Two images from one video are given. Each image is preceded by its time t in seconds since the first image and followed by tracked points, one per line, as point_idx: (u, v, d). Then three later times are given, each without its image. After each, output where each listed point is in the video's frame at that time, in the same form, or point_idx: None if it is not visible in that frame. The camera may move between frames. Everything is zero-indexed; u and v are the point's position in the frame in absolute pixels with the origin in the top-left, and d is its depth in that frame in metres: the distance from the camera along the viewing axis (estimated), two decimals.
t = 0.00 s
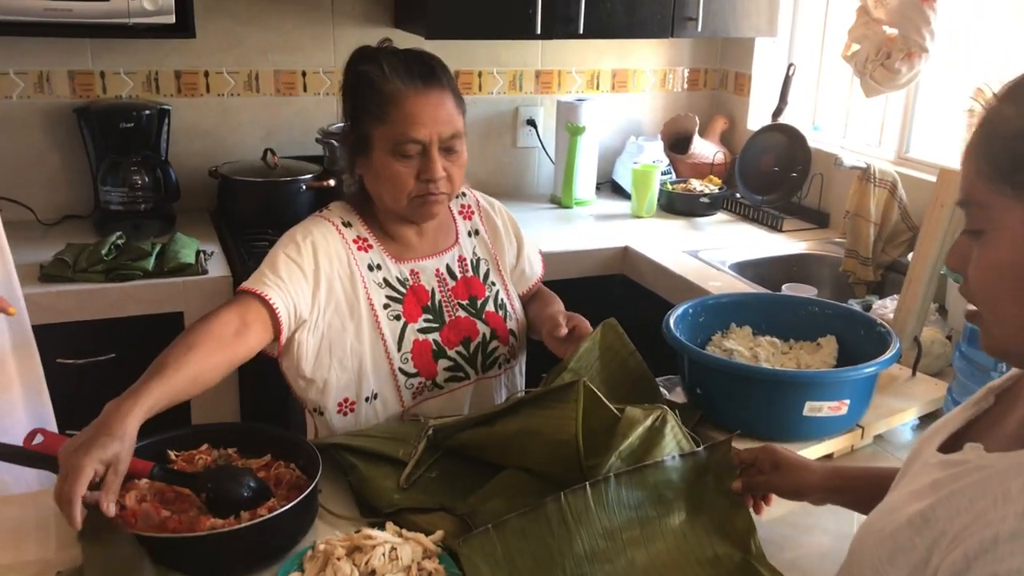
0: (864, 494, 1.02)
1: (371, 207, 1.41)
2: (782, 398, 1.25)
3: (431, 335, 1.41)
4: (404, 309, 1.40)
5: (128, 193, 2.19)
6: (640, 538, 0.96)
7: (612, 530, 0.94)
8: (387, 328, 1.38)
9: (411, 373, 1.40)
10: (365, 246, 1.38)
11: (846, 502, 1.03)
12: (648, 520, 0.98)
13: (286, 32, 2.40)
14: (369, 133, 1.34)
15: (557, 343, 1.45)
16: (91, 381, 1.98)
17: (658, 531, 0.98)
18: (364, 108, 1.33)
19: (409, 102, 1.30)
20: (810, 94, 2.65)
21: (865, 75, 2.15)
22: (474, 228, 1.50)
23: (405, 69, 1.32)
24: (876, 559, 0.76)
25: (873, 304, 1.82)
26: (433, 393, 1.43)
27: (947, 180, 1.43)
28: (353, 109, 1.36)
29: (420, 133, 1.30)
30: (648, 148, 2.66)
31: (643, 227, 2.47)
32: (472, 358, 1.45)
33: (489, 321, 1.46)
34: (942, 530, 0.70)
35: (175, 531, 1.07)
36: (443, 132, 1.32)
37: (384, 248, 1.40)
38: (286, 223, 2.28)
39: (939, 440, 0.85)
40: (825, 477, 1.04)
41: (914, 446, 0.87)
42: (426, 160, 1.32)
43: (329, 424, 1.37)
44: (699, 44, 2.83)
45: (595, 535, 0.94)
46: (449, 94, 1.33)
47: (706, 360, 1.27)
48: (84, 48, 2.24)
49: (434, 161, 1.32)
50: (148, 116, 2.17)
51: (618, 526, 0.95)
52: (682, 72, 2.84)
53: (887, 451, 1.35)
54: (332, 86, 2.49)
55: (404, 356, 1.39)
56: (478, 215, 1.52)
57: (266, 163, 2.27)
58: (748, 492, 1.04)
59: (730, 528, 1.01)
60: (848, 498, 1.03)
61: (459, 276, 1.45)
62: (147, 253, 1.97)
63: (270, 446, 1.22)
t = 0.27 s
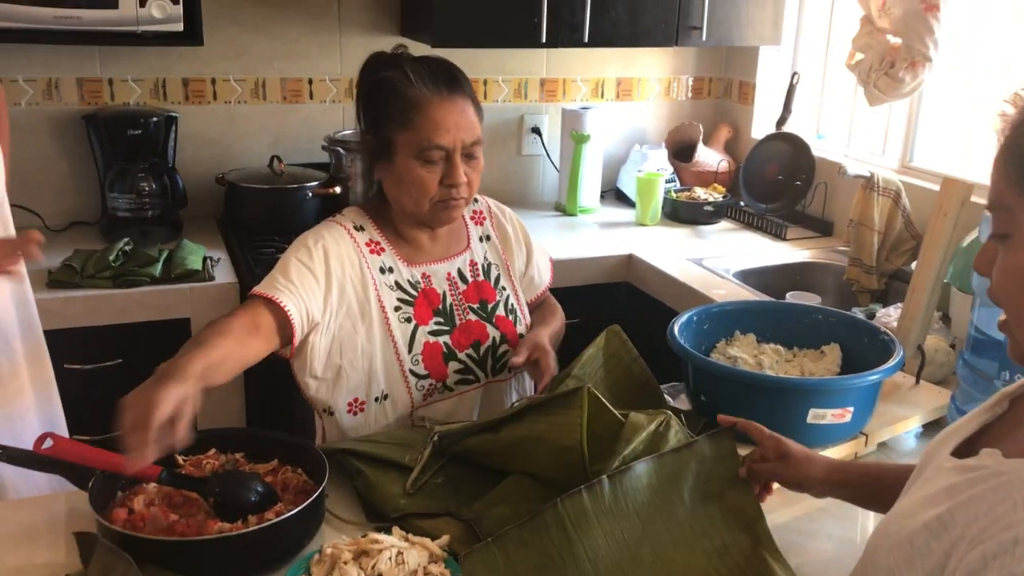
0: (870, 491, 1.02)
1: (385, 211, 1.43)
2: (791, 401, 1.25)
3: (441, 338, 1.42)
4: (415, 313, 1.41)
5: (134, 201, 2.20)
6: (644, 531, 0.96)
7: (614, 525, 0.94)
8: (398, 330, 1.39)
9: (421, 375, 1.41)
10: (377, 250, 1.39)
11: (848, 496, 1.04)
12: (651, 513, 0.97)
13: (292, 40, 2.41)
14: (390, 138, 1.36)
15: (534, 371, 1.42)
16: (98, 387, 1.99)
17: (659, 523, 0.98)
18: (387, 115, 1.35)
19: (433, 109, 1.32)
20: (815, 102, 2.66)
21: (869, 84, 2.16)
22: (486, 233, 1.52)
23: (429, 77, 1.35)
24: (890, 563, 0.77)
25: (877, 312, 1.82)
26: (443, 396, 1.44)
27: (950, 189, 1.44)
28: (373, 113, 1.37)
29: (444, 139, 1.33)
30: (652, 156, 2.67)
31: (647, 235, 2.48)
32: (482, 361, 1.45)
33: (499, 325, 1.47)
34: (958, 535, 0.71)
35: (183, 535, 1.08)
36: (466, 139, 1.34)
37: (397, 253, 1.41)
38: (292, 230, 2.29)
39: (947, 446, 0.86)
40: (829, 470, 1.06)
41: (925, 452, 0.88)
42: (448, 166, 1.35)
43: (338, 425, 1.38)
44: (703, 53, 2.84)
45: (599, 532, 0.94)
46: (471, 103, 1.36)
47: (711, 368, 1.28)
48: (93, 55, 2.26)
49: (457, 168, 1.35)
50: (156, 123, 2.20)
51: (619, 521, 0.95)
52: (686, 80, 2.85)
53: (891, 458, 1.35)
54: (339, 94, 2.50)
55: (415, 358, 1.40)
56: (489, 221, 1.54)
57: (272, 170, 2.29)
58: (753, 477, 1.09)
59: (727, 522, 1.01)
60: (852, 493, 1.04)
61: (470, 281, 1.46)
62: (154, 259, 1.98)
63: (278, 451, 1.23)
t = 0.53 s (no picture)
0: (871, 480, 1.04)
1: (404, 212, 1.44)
2: (802, 402, 1.25)
3: (454, 336, 1.43)
4: (429, 311, 1.42)
5: (144, 203, 2.25)
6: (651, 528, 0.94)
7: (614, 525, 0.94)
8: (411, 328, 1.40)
9: (433, 372, 1.42)
10: (394, 250, 1.41)
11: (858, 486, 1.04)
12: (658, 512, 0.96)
13: (300, 45, 2.43)
14: (408, 139, 1.37)
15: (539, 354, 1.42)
16: (106, 387, 2.00)
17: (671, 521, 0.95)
18: (405, 117, 1.37)
19: (450, 109, 1.34)
20: (821, 106, 2.66)
21: (876, 89, 2.16)
22: (504, 236, 1.52)
23: (445, 79, 1.36)
24: (905, 563, 0.77)
25: (884, 316, 1.82)
26: (455, 394, 1.44)
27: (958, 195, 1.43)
28: (391, 116, 1.39)
29: (460, 138, 1.34)
30: (659, 160, 2.68)
31: (653, 238, 2.49)
32: (494, 361, 1.46)
33: (512, 326, 1.48)
34: (975, 537, 0.71)
35: (192, 533, 1.08)
36: (481, 137, 1.35)
37: (415, 253, 1.42)
38: (299, 233, 2.30)
39: (962, 450, 0.86)
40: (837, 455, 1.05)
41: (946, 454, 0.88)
42: (464, 164, 1.35)
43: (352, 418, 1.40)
44: (710, 58, 2.85)
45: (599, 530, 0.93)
46: (486, 105, 1.38)
47: (721, 369, 1.28)
48: (103, 59, 2.27)
49: (473, 166, 1.35)
50: (165, 127, 2.19)
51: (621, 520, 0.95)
52: (693, 86, 2.86)
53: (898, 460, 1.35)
54: (346, 98, 2.51)
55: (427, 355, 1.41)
56: (509, 224, 1.53)
57: (281, 173, 2.30)
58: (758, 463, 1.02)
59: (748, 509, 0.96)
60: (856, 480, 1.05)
61: (485, 281, 1.46)
62: (163, 260, 1.99)
63: (286, 451, 1.23)
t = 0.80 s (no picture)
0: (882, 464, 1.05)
1: (445, 201, 1.43)
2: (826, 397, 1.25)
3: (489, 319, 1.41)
4: (470, 293, 1.41)
5: (153, 203, 2.24)
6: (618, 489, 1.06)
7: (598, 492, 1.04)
8: (452, 308, 1.39)
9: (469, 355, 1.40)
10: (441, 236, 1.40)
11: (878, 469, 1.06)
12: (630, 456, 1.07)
13: (309, 45, 2.43)
14: (445, 128, 1.37)
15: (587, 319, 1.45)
16: (115, 387, 2.00)
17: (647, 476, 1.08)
18: (442, 106, 1.37)
19: (482, 95, 1.33)
20: (829, 106, 2.66)
21: (884, 89, 2.16)
22: (542, 228, 1.50)
23: (477, 68, 1.36)
24: (917, 564, 0.77)
25: (892, 316, 1.82)
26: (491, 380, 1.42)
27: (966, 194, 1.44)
28: (430, 108, 1.40)
29: (492, 124, 1.33)
30: (666, 160, 2.68)
31: (661, 238, 2.49)
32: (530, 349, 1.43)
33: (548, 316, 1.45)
34: (988, 539, 0.71)
35: (202, 531, 1.09)
36: (514, 122, 1.34)
37: (459, 239, 1.41)
38: (308, 233, 2.31)
39: (973, 452, 0.86)
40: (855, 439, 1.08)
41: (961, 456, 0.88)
42: (498, 149, 1.34)
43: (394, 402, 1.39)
44: (717, 57, 2.85)
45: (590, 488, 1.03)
46: (516, 89, 1.36)
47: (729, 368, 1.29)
48: (112, 59, 2.28)
49: (506, 151, 1.34)
50: (174, 126, 2.20)
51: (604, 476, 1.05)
52: (700, 85, 2.86)
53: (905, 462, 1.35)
54: (354, 98, 2.52)
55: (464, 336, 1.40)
56: (547, 216, 1.52)
57: (289, 173, 2.31)
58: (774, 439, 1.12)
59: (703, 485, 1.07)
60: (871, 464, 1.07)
61: (523, 268, 1.45)
62: (171, 260, 2.00)
63: (296, 450, 1.24)
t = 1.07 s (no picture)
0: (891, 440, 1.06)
1: (494, 194, 1.46)
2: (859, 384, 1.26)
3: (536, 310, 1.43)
4: (519, 280, 1.43)
5: (159, 201, 2.24)
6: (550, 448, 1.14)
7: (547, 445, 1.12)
8: (502, 295, 1.42)
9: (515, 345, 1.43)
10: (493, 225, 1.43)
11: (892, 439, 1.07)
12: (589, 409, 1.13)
13: (314, 44, 2.44)
14: (492, 120, 1.41)
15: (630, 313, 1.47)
16: (121, 384, 2.01)
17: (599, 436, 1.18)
18: (487, 98, 1.42)
19: (527, 85, 1.38)
20: (835, 104, 2.66)
21: (890, 87, 2.16)
22: (585, 224, 1.52)
23: (521, 61, 1.41)
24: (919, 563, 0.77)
25: (897, 314, 1.82)
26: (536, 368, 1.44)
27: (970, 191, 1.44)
28: (479, 102, 1.44)
29: (536, 111, 1.37)
30: (672, 158, 2.68)
31: (666, 236, 2.49)
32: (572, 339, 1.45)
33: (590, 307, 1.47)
34: (988, 536, 0.71)
35: (205, 527, 1.10)
36: (557, 109, 1.38)
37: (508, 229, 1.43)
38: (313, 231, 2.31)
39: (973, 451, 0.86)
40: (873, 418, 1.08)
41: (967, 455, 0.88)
42: (541, 135, 1.38)
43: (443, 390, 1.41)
44: (723, 55, 2.85)
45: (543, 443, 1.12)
46: (558, 80, 1.40)
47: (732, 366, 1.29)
48: (118, 58, 2.29)
49: (548, 137, 1.37)
50: (180, 125, 2.22)
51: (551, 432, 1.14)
52: (706, 83, 2.85)
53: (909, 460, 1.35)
54: (360, 96, 2.52)
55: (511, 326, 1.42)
56: (588, 213, 1.54)
57: (295, 171, 2.32)
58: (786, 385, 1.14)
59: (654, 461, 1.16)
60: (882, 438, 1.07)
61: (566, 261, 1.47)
62: (177, 258, 2.01)
63: (299, 447, 1.24)
